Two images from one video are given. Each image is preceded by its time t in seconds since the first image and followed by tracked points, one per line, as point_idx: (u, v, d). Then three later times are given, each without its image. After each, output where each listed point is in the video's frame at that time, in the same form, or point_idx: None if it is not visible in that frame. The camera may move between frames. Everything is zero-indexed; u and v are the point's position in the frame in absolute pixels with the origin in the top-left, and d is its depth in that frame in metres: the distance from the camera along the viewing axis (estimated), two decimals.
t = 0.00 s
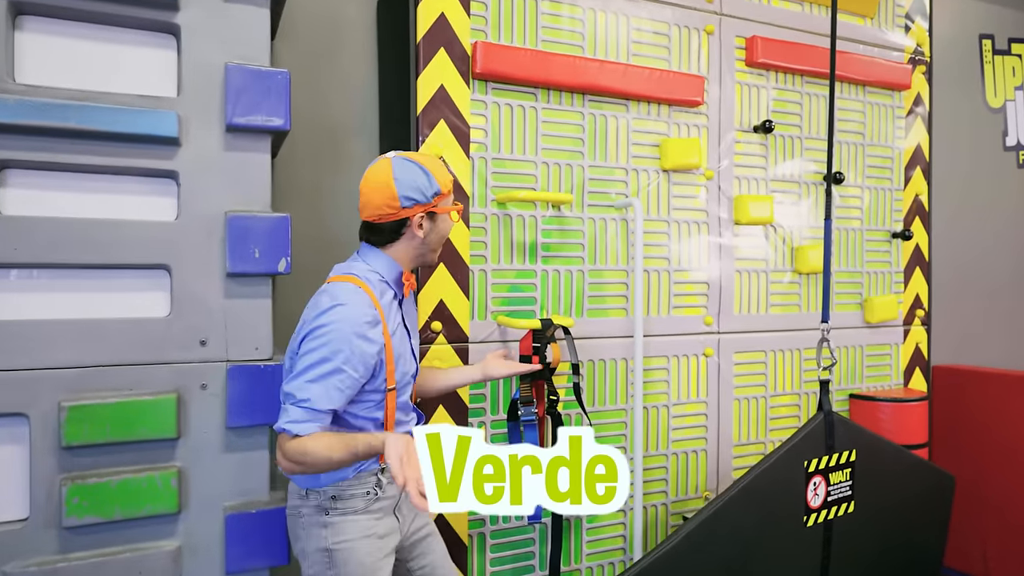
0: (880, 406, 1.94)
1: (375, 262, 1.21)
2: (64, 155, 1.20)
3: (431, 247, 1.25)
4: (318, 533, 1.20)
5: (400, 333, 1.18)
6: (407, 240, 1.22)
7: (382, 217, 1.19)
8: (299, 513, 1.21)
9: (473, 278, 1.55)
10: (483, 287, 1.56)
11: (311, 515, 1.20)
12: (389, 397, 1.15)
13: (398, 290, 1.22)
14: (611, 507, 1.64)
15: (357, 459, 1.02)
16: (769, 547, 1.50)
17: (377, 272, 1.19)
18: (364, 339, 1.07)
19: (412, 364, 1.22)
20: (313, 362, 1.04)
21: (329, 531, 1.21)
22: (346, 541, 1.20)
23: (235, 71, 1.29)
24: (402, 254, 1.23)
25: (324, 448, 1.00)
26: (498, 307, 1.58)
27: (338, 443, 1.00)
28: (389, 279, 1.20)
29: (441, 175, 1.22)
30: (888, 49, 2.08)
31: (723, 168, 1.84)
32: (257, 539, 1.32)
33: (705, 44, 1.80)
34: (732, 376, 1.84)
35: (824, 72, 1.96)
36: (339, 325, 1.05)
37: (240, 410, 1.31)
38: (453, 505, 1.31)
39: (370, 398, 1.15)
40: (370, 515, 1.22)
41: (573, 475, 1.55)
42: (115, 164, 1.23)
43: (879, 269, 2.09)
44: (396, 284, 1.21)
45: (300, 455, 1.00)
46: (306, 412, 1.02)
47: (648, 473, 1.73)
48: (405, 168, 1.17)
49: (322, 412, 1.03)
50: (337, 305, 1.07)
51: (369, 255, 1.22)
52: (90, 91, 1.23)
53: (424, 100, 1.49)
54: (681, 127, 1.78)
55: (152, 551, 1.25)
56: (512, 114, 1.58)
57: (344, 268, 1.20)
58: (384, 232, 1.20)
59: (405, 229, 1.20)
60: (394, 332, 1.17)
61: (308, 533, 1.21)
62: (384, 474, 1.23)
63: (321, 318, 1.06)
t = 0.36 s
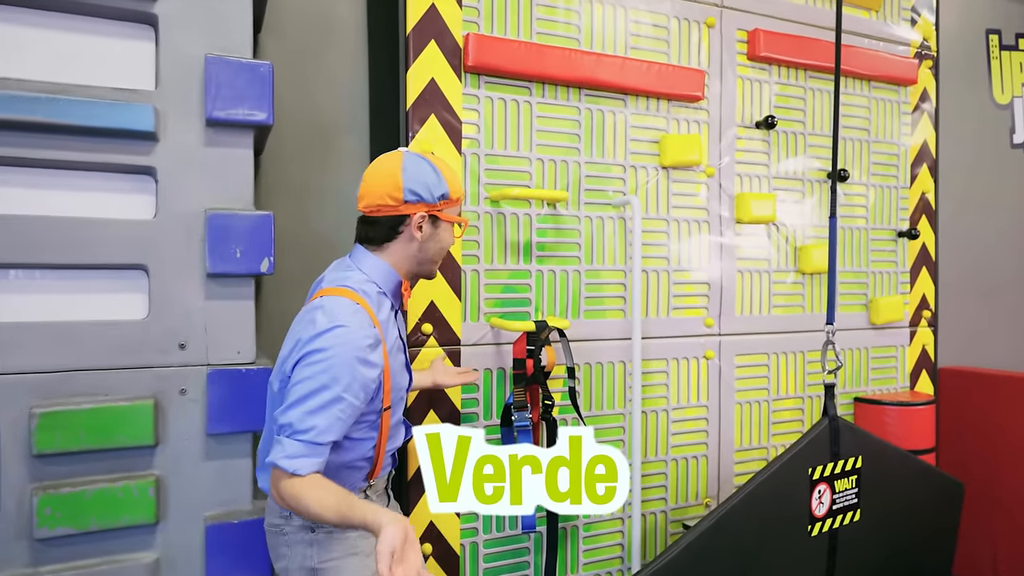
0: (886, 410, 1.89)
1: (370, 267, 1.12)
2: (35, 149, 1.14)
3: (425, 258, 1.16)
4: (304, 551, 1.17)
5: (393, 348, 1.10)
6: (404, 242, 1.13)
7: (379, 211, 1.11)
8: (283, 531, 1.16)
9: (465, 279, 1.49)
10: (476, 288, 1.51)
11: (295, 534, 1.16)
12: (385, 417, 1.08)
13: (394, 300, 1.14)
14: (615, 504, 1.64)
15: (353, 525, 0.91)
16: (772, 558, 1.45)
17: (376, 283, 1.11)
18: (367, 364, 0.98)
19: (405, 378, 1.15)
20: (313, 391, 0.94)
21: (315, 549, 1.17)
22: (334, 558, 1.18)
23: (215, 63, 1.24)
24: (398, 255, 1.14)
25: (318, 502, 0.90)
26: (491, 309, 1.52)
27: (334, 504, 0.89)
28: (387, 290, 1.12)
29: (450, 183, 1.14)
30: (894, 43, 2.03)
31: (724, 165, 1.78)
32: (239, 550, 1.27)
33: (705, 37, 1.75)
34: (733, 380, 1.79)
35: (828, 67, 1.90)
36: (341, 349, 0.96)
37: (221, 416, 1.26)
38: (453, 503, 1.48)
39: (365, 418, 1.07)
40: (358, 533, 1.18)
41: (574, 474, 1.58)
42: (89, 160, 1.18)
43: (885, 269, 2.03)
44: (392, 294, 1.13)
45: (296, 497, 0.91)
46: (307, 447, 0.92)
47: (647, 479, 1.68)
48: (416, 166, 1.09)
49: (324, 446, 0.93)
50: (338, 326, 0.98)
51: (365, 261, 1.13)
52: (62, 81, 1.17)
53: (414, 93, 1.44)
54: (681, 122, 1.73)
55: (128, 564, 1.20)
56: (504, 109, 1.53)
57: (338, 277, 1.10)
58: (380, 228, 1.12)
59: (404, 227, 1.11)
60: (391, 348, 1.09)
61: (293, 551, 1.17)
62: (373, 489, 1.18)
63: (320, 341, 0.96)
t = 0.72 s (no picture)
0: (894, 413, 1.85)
1: (354, 268, 1.09)
2: (22, 146, 1.12)
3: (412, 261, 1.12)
4: (301, 563, 1.13)
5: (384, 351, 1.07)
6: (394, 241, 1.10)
7: (372, 209, 1.07)
8: (278, 544, 1.12)
9: (464, 279, 1.46)
10: (474, 288, 1.47)
11: (291, 546, 1.12)
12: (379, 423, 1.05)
13: (380, 301, 1.11)
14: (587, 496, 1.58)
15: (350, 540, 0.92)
16: (777, 566, 1.42)
17: (361, 285, 1.08)
18: (356, 371, 0.95)
19: (397, 380, 1.12)
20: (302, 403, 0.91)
21: (312, 562, 1.13)
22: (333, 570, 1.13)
23: (206, 59, 1.21)
24: (387, 257, 1.11)
25: (318, 518, 0.89)
26: (489, 310, 1.49)
27: (336, 519, 0.90)
28: (373, 291, 1.09)
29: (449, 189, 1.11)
30: (903, 38, 1.99)
31: (729, 163, 1.75)
32: (230, 556, 1.24)
33: (709, 32, 1.71)
34: (738, 382, 1.75)
35: (835, 62, 1.87)
36: (328, 359, 0.92)
37: (212, 418, 1.23)
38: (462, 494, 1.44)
39: (357, 425, 1.04)
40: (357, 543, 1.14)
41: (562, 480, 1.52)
42: (79, 158, 1.15)
43: (894, 268, 1.99)
44: (378, 296, 1.10)
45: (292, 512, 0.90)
46: (298, 461, 0.89)
47: (649, 484, 1.65)
48: (416, 167, 1.06)
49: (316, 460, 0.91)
50: (324, 334, 0.94)
51: (349, 262, 1.09)
52: (51, 76, 1.14)
53: (412, 89, 1.41)
54: (684, 119, 1.69)
55: (117, 570, 1.17)
56: (503, 106, 1.50)
57: (322, 279, 1.07)
58: (372, 227, 1.08)
59: (395, 227, 1.08)
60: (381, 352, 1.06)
61: (289, 563, 1.13)
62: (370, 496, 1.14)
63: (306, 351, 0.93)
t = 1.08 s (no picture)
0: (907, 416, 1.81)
1: (345, 258, 1.07)
2: (19, 146, 1.11)
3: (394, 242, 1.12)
4: (318, 568, 1.07)
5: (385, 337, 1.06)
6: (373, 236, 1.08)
7: (341, 214, 1.04)
8: (292, 551, 1.07)
9: (466, 279, 1.44)
10: (476, 289, 1.46)
11: (308, 550, 1.07)
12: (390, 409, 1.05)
13: (373, 287, 1.09)
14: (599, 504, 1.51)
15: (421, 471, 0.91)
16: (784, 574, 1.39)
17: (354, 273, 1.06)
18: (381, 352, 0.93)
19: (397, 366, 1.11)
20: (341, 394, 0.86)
21: (329, 566, 1.08)
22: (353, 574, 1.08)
23: (204, 59, 1.20)
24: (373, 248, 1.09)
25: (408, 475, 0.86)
26: (492, 311, 1.47)
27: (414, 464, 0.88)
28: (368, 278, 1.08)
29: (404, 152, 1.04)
30: (916, 33, 1.95)
31: (736, 161, 1.72)
32: (228, 559, 1.23)
33: (716, 29, 1.68)
34: (745, 385, 1.72)
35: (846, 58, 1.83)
36: (353, 345, 0.89)
37: (211, 420, 1.22)
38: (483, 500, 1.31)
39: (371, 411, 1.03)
40: (375, 543, 1.11)
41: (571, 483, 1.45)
42: (76, 159, 1.15)
43: (906, 268, 1.95)
44: (371, 282, 1.09)
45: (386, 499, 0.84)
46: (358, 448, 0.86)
47: (654, 487, 1.62)
48: (360, 151, 1.00)
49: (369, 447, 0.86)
50: (345, 321, 0.91)
51: (340, 254, 1.07)
52: (49, 77, 1.14)
53: (413, 88, 1.39)
54: (691, 117, 1.67)
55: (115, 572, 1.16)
56: (506, 104, 1.48)
57: (312, 274, 1.03)
58: (342, 230, 1.05)
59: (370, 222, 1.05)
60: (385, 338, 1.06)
61: (304, 569, 1.08)
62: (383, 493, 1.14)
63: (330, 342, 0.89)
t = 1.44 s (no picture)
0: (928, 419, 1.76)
1: (325, 252, 1.03)
2: (26, 149, 1.13)
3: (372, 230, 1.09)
4: None
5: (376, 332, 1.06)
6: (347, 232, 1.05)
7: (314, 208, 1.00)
8: (286, 559, 1.06)
9: (472, 279, 1.43)
10: (482, 288, 1.45)
11: (302, 559, 1.06)
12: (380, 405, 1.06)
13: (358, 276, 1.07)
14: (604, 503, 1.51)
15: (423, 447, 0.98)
16: None
17: (335, 267, 1.03)
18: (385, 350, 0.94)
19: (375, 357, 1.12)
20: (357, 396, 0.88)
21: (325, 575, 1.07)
22: None
23: (208, 60, 1.21)
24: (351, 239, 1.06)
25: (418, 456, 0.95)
26: (498, 311, 1.46)
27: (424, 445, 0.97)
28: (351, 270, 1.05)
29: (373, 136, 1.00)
30: (939, 25, 1.89)
31: (750, 158, 1.68)
32: (233, 559, 1.23)
33: (729, 23, 1.65)
34: (760, 386, 1.69)
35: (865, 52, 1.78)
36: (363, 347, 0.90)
37: (216, 420, 1.23)
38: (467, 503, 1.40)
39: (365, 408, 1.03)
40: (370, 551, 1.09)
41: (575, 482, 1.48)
42: (83, 160, 1.16)
43: (928, 267, 1.90)
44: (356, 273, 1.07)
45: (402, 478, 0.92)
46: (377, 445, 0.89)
47: (665, 490, 1.60)
48: (325, 139, 0.96)
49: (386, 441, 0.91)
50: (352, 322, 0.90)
51: (318, 249, 1.04)
52: (56, 79, 1.15)
53: (418, 87, 1.39)
54: (703, 114, 1.64)
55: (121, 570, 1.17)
56: (512, 102, 1.46)
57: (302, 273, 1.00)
58: (315, 224, 1.02)
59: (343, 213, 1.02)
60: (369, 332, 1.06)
61: None
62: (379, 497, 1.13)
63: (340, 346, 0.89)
